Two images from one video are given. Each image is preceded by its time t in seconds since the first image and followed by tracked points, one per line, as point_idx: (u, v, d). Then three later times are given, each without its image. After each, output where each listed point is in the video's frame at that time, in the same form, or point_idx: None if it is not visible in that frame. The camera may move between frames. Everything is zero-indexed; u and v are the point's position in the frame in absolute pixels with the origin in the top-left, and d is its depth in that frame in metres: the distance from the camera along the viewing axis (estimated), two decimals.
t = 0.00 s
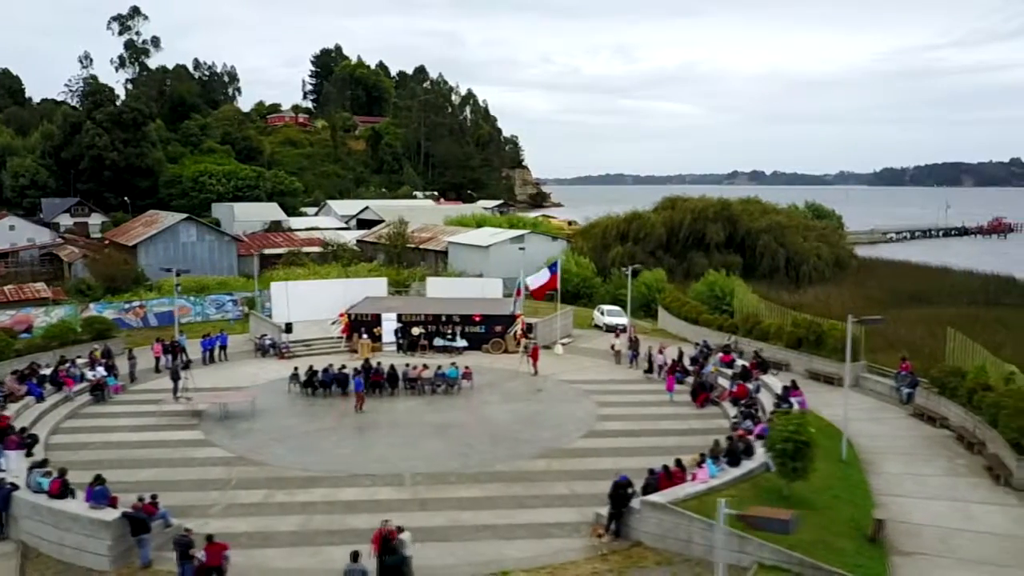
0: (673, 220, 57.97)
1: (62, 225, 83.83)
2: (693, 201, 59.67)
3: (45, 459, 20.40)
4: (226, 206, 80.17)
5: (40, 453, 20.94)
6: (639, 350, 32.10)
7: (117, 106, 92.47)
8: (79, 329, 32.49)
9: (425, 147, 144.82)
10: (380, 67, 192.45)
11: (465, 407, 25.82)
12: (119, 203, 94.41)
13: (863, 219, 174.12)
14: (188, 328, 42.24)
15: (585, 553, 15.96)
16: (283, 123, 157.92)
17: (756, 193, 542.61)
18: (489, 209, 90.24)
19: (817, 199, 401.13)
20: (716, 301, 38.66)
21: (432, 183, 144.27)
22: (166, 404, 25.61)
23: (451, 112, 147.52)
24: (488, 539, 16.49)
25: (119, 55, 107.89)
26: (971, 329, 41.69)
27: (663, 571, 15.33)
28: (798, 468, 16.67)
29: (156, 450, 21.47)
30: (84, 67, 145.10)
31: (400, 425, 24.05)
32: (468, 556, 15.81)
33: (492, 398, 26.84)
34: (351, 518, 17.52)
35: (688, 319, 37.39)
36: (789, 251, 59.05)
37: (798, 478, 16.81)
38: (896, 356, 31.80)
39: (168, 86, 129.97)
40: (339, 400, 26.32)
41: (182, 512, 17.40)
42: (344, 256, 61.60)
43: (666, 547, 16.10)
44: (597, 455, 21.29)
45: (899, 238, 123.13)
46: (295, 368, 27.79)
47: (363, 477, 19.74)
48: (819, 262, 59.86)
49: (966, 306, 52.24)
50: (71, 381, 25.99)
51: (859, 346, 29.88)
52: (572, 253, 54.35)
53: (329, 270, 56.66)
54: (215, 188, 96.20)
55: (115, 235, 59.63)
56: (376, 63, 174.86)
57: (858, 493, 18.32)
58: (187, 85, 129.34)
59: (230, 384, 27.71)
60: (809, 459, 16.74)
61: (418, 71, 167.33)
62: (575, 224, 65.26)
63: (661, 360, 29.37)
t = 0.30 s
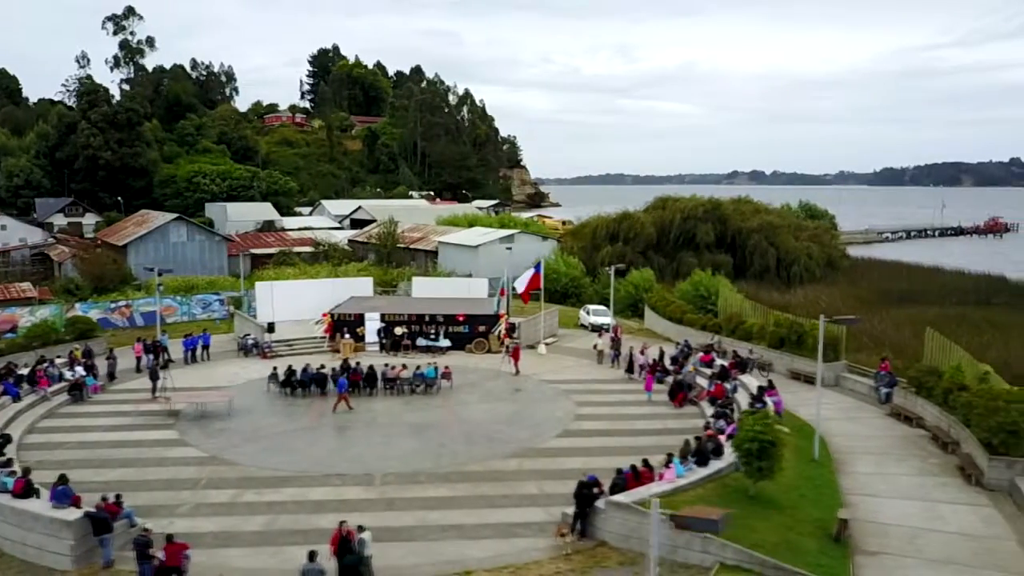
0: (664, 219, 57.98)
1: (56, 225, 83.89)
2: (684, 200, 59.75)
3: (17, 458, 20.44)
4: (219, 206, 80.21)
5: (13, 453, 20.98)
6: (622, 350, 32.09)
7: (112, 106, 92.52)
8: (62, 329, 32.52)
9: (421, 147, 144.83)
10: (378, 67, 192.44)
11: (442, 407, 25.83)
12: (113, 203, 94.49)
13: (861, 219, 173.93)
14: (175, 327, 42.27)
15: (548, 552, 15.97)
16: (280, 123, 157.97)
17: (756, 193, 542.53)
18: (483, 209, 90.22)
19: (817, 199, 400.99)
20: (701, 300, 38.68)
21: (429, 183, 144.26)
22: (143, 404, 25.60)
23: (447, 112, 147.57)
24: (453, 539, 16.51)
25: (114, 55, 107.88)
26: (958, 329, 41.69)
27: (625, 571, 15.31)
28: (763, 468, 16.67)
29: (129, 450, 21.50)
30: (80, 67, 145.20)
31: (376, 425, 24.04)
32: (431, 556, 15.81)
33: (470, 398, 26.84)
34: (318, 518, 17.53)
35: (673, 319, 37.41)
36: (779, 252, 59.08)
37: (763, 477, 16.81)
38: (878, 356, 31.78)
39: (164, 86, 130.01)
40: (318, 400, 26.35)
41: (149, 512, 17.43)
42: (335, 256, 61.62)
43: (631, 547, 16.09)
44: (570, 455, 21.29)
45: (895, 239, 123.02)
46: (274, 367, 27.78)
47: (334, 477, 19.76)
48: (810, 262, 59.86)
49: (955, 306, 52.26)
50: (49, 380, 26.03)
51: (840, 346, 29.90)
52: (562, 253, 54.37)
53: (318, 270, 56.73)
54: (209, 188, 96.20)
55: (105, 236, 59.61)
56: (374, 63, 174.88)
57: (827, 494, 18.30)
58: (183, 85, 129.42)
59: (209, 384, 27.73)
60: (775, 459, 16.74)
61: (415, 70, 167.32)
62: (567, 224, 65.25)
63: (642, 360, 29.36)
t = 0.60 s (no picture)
0: (654, 219, 58.02)
1: (50, 225, 83.87)
2: (674, 200, 59.86)
3: None
4: (212, 206, 80.20)
5: None
6: (604, 350, 32.13)
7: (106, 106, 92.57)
8: (45, 329, 32.52)
9: (418, 147, 144.88)
10: (375, 68, 192.48)
11: (420, 406, 25.83)
12: (108, 203, 94.47)
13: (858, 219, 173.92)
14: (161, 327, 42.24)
15: (512, 552, 15.95)
16: (277, 123, 157.98)
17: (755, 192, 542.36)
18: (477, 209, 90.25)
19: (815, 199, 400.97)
20: (686, 300, 38.71)
21: (425, 183, 144.35)
22: (121, 404, 25.60)
23: (444, 112, 147.64)
24: (418, 539, 16.51)
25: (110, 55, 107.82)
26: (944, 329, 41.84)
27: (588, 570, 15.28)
28: (729, 468, 16.67)
29: (102, 449, 21.49)
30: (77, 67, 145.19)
31: (352, 425, 24.03)
32: (395, 556, 15.79)
33: (449, 398, 26.84)
34: (285, 517, 17.51)
35: (658, 318, 37.46)
36: (770, 252, 59.18)
37: (729, 478, 16.80)
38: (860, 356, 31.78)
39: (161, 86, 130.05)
40: (296, 400, 26.35)
41: (116, 513, 17.41)
42: (326, 256, 61.61)
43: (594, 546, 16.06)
44: (544, 454, 21.28)
45: (890, 239, 123.08)
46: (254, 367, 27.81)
47: (304, 476, 19.75)
48: (801, 262, 59.94)
49: (944, 306, 52.34)
50: (27, 381, 26.04)
51: (821, 347, 29.89)
52: (551, 253, 54.37)
53: (308, 270, 56.72)
54: (204, 188, 96.16)
55: (96, 236, 59.54)
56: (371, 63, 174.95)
57: (796, 495, 18.26)
58: (179, 85, 129.44)
59: (188, 384, 27.72)
60: (741, 459, 16.74)
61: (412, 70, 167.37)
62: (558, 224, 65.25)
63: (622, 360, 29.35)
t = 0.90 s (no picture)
0: (644, 219, 58.12)
1: (44, 225, 83.88)
2: (664, 200, 60.03)
3: None
4: (206, 206, 80.20)
5: None
6: (586, 350, 32.14)
7: (101, 106, 92.49)
8: (27, 329, 32.53)
9: (414, 146, 144.92)
10: (373, 68, 192.46)
11: (398, 406, 25.85)
12: (103, 203, 94.51)
13: (855, 219, 173.85)
14: (148, 327, 42.25)
15: (476, 552, 15.93)
16: (274, 123, 158.02)
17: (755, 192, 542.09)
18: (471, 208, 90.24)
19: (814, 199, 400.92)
20: (671, 300, 38.81)
21: (421, 183, 144.40)
22: (98, 404, 25.59)
23: (441, 112, 147.75)
24: (383, 538, 16.53)
25: (104, 55, 107.80)
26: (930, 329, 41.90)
27: (550, 570, 15.28)
28: (694, 468, 16.66)
29: (75, 449, 21.50)
30: (74, 67, 145.24)
31: (328, 425, 24.03)
32: (357, 555, 15.79)
33: (427, 398, 26.84)
34: (252, 517, 17.51)
35: (642, 318, 37.54)
36: (761, 252, 59.28)
37: (695, 477, 16.81)
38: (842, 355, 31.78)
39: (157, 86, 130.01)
40: (273, 400, 26.35)
41: (83, 512, 17.43)
42: (317, 256, 61.61)
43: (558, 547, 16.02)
44: (517, 453, 21.29)
45: (886, 238, 123.13)
46: (233, 367, 27.85)
47: (275, 476, 19.75)
48: (792, 262, 59.97)
49: (933, 306, 52.41)
50: (5, 381, 26.06)
51: (801, 347, 29.88)
52: (540, 253, 54.43)
53: (298, 270, 56.77)
54: (198, 188, 96.14)
55: (86, 235, 59.55)
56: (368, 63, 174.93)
57: (764, 496, 18.24)
58: (175, 85, 129.43)
59: (167, 384, 27.73)
60: (706, 459, 16.75)
61: (409, 70, 167.34)
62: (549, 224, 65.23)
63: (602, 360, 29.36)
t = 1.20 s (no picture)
0: (634, 219, 58.23)
1: (38, 225, 83.85)
2: (655, 200, 60.16)
3: None
4: (199, 206, 80.17)
5: None
6: (568, 350, 32.11)
7: (95, 106, 92.44)
8: (9, 328, 32.52)
9: (411, 146, 144.93)
10: (371, 67, 192.46)
11: (375, 406, 25.83)
12: (97, 202, 94.51)
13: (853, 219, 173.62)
14: (134, 326, 42.24)
15: (439, 552, 15.93)
16: (270, 123, 157.99)
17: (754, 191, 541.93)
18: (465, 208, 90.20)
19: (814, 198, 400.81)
20: (656, 300, 38.92)
21: (418, 182, 144.40)
22: (74, 404, 25.55)
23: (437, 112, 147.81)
24: (348, 538, 16.52)
25: (99, 54, 107.72)
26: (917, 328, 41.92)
27: (512, 570, 15.24)
28: (660, 467, 16.63)
29: (47, 449, 21.49)
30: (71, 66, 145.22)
31: (304, 425, 24.01)
32: (321, 555, 15.78)
33: (405, 397, 26.82)
34: (219, 516, 17.50)
35: (627, 317, 37.57)
36: (752, 252, 59.33)
37: (661, 477, 16.78)
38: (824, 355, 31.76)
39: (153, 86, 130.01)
40: (251, 400, 26.35)
41: (50, 512, 17.43)
42: (308, 256, 61.59)
43: (522, 546, 16.05)
44: (490, 453, 21.27)
45: (882, 238, 123.05)
46: (213, 367, 27.86)
47: (245, 476, 19.75)
48: (783, 262, 59.94)
49: (923, 306, 52.42)
50: None
51: (782, 346, 29.84)
52: (530, 253, 54.47)
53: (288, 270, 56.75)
54: (192, 187, 96.10)
55: (77, 235, 59.56)
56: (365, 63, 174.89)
57: (733, 496, 18.22)
58: (171, 85, 129.39)
59: (147, 384, 27.73)
60: (672, 458, 16.71)
61: (405, 70, 167.24)
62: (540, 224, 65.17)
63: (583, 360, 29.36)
